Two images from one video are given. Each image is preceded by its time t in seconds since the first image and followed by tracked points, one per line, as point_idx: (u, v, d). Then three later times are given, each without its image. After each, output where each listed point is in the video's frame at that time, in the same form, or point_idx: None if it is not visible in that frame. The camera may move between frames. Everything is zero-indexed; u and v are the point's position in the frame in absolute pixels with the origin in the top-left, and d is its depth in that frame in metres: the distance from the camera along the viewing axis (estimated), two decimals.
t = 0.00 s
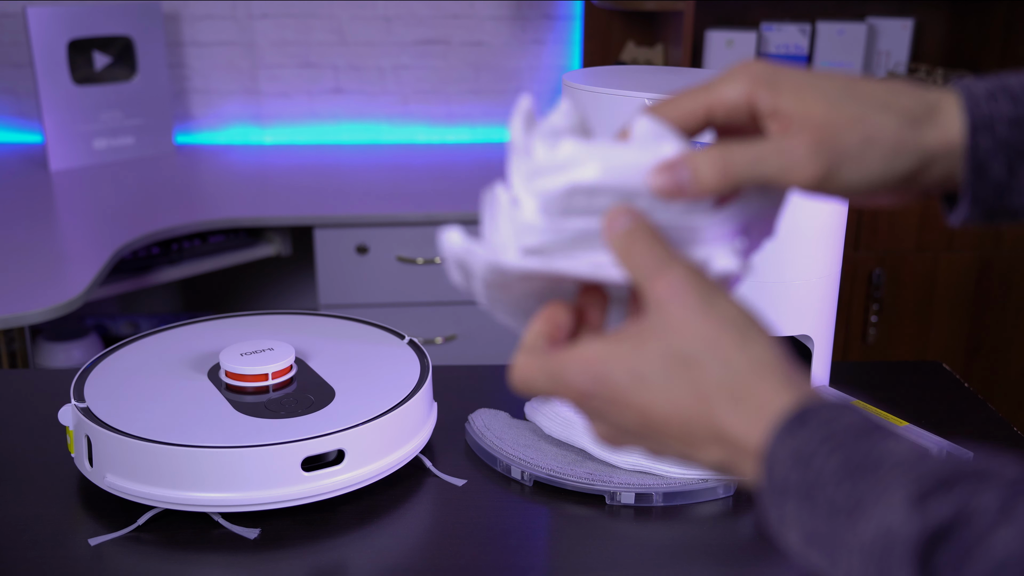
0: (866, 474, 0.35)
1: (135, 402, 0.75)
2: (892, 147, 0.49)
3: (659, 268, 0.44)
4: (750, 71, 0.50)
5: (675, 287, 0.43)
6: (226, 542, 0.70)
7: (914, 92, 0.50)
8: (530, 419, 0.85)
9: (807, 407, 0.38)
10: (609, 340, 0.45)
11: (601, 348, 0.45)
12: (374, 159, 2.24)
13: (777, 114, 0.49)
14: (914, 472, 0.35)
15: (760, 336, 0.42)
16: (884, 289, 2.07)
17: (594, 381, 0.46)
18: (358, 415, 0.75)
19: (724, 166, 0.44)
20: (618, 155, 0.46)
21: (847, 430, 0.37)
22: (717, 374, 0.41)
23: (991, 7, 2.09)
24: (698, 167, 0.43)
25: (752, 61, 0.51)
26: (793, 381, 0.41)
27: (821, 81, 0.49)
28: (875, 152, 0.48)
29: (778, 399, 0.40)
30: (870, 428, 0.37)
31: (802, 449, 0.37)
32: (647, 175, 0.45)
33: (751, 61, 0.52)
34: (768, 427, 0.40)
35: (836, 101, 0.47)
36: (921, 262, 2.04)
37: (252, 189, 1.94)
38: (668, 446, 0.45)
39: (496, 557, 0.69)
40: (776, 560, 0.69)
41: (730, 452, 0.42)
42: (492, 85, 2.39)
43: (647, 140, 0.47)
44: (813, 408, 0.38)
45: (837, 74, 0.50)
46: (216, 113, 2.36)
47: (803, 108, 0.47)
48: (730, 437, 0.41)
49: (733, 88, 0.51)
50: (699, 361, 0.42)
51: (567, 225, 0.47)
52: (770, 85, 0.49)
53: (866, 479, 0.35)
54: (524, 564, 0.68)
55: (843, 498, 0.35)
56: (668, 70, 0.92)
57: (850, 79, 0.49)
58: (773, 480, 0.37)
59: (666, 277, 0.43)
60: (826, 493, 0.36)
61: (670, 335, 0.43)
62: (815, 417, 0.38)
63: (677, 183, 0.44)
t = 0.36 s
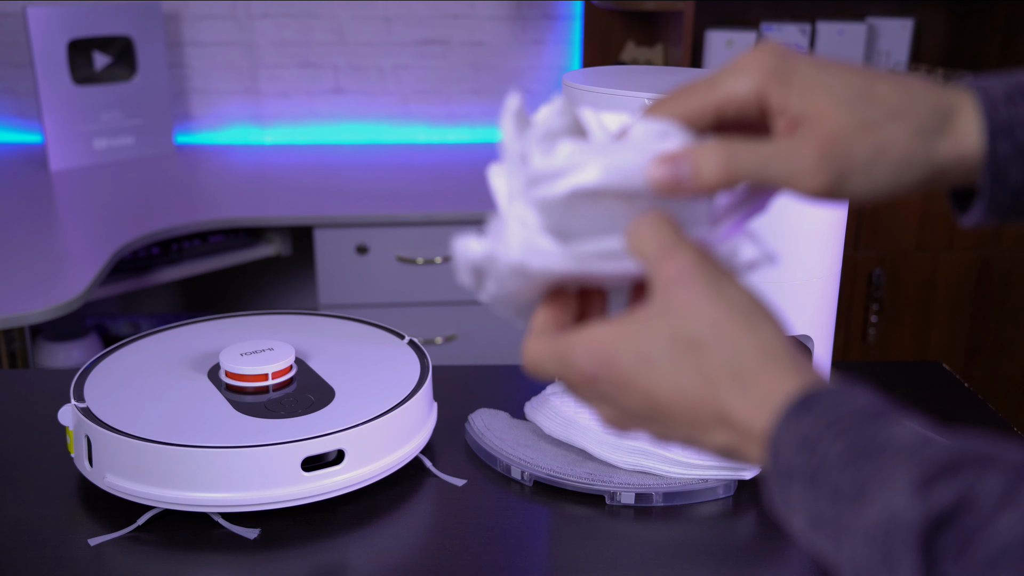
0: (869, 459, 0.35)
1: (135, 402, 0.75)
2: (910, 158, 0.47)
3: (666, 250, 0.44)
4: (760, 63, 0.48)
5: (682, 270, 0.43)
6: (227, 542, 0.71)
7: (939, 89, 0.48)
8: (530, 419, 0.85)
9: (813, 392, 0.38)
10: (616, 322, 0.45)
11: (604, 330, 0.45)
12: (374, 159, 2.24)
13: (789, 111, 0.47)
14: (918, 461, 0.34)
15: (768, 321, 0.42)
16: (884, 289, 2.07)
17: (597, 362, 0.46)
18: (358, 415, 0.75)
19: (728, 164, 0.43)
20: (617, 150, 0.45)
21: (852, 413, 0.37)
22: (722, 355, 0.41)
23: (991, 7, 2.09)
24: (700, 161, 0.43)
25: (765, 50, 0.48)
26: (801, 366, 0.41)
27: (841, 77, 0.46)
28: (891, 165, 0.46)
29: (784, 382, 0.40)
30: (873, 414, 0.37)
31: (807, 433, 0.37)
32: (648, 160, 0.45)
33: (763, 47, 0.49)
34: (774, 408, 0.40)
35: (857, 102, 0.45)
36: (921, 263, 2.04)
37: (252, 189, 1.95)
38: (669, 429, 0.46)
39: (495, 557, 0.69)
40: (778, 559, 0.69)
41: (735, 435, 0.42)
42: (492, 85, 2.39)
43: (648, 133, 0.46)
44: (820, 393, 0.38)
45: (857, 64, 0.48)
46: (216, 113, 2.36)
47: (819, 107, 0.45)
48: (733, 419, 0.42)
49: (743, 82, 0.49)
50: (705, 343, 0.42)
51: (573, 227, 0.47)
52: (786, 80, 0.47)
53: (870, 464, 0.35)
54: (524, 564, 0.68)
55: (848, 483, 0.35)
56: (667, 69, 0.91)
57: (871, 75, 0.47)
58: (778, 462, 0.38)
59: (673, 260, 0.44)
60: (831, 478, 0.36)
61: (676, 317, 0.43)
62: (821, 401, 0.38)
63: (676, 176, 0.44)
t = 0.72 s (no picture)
0: (873, 466, 0.35)
1: (134, 403, 0.75)
2: (883, 152, 0.57)
3: (657, 277, 0.47)
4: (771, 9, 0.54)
5: (680, 282, 0.46)
6: (226, 543, 0.70)
7: (939, 69, 0.55)
8: (529, 419, 0.84)
9: (816, 393, 0.39)
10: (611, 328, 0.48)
11: (602, 337, 0.48)
12: (374, 158, 2.24)
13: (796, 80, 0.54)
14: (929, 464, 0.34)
15: (769, 324, 0.44)
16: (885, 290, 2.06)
17: (593, 373, 0.49)
18: (357, 416, 0.75)
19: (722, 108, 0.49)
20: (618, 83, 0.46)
21: (859, 417, 0.37)
22: (722, 362, 0.44)
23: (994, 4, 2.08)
24: (699, 106, 0.47)
25: None
26: (809, 373, 0.41)
27: (841, 62, 0.53)
28: (864, 154, 0.56)
29: (791, 385, 0.41)
30: (879, 422, 0.37)
31: (809, 438, 0.37)
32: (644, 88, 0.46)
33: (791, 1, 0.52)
34: (778, 416, 0.41)
35: (849, 96, 0.54)
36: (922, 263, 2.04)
37: (251, 189, 1.94)
38: (674, 438, 0.48)
39: (495, 557, 0.69)
40: (778, 559, 0.68)
41: (738, 441, 0.43)
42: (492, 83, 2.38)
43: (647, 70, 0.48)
44: (828, 396, 0.38)
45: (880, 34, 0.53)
46: (215, 111, 2.37)
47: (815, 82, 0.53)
48: (742, 428, 0.42)
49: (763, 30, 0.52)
50: (705, 348, 0.44)
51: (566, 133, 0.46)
52: (800, 48, 0.52)
53: (875, 470, 0.35)
54: (523, 564, 0.68)
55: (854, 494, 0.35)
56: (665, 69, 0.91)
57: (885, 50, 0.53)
58: (786, 468, 0.38)
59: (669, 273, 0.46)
60: (835, 485, 0.36)
61: (674, 327, 0.46)
62: (823, 405, 0.38)
63: (668, 111, 0.47)
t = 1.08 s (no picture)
0: (873, 470, 0.35)
1: (134, 402, 0.75)
2: (919, 116, 0.52)
3: (674, 249, 0.45)
4: (773, 26, 0.54)
5: (691, 270, 0.44)
6: (227, 543, 0.70)
7: (951, 56, 0.53)
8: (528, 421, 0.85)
9: (815, 395, 0.39)
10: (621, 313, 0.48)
11: (613, 323, 0.48)
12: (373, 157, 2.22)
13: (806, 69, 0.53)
14: (929, 467, 0.34)
15: (778, 322, 0.42)
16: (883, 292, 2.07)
17: (601, 357, 0.49)
18: (356, 416, 0.75)
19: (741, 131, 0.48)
20: (637, 150, 0.50)
21: (862, 422, 0.37)
22: (727, 360, 0.42)
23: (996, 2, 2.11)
24: (711, 136, 0.48)
25: (781, 14, 0.55)
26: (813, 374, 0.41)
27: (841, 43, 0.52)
28: (901, 121, 0.51)
29: (792, 387, 0.40)
30: (879, 425, 0.37)
31: (809, 443, 0.38)
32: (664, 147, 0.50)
33: (776, 10, 0.55)
34: (778, 419, 0.40)
35: (862, 66, 0.51)
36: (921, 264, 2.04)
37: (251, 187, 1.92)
38: (677, 427, 0.47)
39: (495, 557, 0.69)
40: (778, 559, 0.69)
41: (739, 440, 0.43)
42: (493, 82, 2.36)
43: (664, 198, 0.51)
44: (827, 400, 0.39)
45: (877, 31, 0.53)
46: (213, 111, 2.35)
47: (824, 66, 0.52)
48: (742, 429, 0.42)
49: (758, 42, 0.55)
50: (710, 344, 0.43)
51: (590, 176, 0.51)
52: (796, 41, 0.53)
53: (876, 473, 0.35)
54: (523, 564, 0.68)
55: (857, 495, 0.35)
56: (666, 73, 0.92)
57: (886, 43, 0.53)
58: (788, 470, 0.38)
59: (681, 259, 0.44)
60: (834, 488, 0.36)
61: (682, 318, 0.44)
62: (822, 408, 0.38)
63: (691, 156, 0.48)
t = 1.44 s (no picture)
0: (871, 488, 0.35)
1: (135, 402, 0.75)
2: (899, 112, 0.58)
3: (659, 283, 0.44)
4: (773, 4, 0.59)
5: (684, 295, 0.44)
6: (227, 544, 0.70)
7: (945, 44, 0.57)
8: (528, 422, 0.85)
9: (812, 414, 0.39)
10: (617, 337, 0.48)
11: (608, 348, 0.47)
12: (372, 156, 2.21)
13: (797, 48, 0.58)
14: (926, 486, 0.34)
15: (772, 342, 0.42)
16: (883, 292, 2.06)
17: (598, 384, 0.48)
18: (356, 416, 0.75)
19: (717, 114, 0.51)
20: (620, 112, 0.47)
21: (860, 440, 0.37)
22: (723, 382, 0.43)
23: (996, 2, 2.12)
24: (697, 107, 0.49)
25: None
26: (810, 395, 0.40)
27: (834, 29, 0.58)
28: (876, 115, 0.58)
29: (789, 409, 0.40)
30: (877, 444, 0.37)
31: (808, 463, 0.37)
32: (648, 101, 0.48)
33: None
34: (778, 438, 0.40)
35: (851, 57, 0.57)
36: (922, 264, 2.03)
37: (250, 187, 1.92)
38: (679, 450, 0.47)
39: (495, 557, 0.69)
40: (778, 559, 0.69)
41: (740, 463, 0.42)
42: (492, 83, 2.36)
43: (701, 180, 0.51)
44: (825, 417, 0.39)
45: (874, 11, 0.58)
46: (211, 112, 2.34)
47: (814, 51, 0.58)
48: (745, 451, 0.41)
49: (756, 16, 0.59)
50: (706, 366, 0.43)
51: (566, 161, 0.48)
52: (793, 21, 0.58)
53: (875, 492, 0.35)
54: (524, 564, 0.68)
55: (857, 513, 0.35)
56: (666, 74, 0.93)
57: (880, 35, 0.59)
58: (787, 491, 0.38)
59: (672, 285, 0.44)
60: (834, 507, 0.36)
61: (679, 343, 0.44)
62: (821, 427, 0.38)
63: (671, 120, 0.48)
